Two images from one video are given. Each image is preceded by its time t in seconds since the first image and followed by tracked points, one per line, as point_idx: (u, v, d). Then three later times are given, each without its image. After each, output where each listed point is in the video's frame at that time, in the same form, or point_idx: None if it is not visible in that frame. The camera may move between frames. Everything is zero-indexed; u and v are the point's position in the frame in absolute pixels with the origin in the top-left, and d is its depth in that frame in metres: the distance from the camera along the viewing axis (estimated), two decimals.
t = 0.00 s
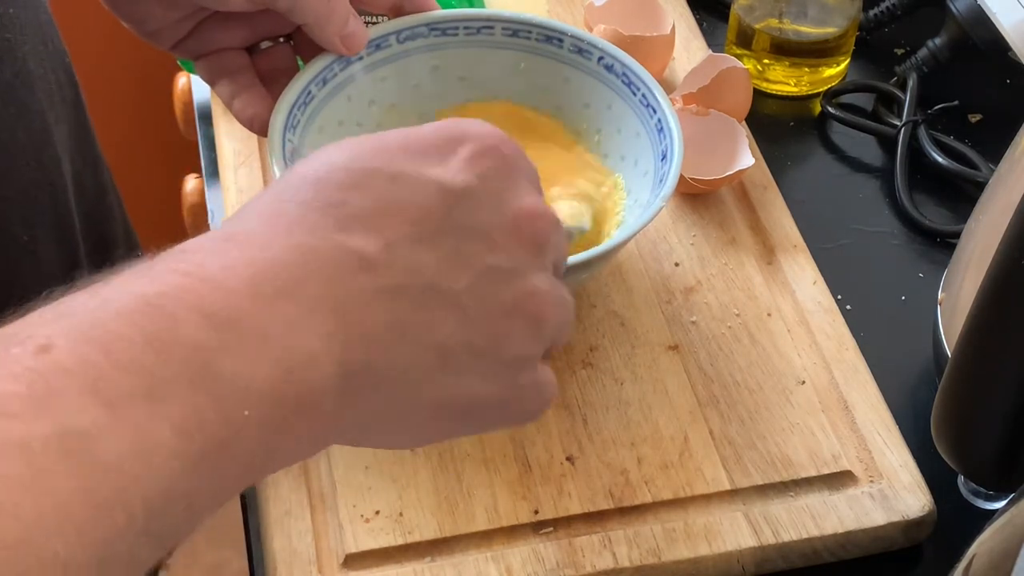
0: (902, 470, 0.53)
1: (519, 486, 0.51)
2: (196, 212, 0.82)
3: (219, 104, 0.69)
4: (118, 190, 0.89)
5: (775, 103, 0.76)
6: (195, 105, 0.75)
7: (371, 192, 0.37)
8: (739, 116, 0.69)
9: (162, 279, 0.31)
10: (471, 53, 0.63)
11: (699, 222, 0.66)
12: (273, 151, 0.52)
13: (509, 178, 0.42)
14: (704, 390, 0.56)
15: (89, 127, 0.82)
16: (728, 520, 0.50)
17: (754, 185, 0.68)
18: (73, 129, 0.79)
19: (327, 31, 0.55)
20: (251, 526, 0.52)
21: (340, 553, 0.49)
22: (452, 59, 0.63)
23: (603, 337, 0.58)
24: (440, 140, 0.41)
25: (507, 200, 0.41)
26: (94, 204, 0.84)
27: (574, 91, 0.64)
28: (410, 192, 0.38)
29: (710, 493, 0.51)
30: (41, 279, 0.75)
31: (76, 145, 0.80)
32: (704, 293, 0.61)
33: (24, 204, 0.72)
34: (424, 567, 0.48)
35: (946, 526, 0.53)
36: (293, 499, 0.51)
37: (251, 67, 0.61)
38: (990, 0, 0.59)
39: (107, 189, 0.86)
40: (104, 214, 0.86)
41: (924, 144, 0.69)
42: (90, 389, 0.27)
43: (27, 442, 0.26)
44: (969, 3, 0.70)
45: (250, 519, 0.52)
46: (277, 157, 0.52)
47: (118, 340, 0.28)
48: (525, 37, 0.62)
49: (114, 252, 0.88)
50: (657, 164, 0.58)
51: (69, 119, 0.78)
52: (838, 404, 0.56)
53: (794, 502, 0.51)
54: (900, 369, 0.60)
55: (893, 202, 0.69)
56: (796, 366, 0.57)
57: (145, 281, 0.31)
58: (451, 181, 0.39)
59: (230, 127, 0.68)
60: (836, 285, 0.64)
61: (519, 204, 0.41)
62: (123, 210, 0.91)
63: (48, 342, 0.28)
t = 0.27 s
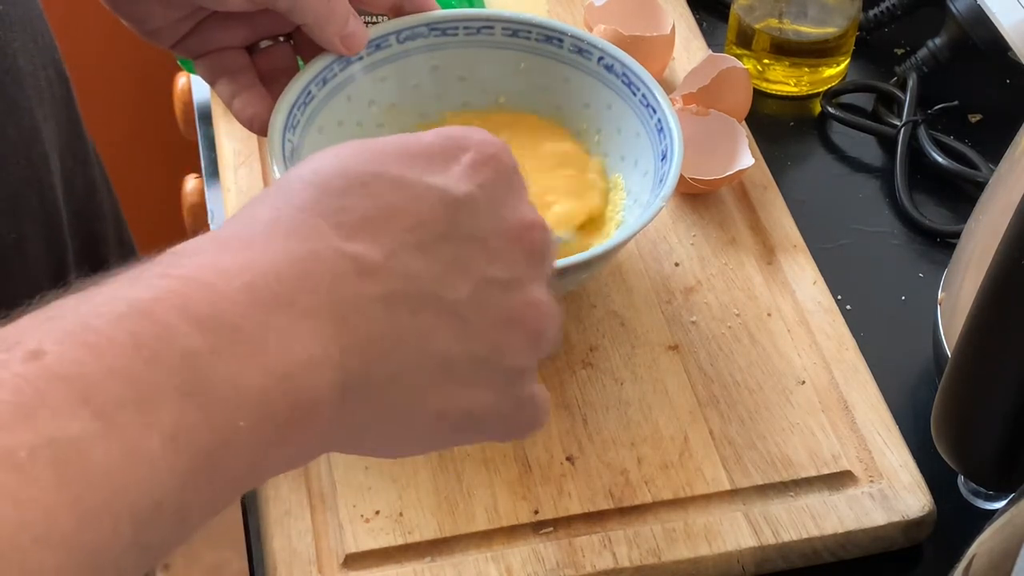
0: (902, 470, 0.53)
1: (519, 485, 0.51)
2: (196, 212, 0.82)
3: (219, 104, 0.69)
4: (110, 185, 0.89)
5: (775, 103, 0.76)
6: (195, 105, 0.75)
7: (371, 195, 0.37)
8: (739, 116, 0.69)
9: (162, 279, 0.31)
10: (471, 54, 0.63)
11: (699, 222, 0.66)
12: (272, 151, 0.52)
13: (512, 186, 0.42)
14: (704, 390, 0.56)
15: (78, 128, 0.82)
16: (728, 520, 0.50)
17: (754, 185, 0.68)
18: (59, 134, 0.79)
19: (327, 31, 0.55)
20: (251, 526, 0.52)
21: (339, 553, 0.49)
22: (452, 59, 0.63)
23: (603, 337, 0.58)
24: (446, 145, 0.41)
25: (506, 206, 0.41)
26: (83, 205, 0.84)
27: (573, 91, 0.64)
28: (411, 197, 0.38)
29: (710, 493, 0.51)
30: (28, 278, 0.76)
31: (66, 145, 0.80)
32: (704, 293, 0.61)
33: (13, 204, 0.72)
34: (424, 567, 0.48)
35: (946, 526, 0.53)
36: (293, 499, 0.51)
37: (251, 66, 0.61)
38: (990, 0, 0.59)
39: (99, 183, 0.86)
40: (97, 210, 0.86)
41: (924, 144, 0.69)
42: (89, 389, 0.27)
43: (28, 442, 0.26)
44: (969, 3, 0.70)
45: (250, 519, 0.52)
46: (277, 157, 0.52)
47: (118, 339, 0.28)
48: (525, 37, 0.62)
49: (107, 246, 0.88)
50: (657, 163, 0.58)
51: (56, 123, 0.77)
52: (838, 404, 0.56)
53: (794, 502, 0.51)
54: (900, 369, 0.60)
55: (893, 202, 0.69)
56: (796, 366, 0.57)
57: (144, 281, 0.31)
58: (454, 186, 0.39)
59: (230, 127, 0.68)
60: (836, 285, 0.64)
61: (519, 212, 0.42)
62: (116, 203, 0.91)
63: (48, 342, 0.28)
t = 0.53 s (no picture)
0: (902, 470, 0.53)
1: (519, 486, 0.51)
2: (196, 212, 0.82)
3: (219, 104, 0.69)
4: (106, 185, 0.89)
5: (775, 103, 0.76)
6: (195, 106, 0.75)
7: (371, 194, 0.37)
8: (739, 116, 0.69)
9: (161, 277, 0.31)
10: (471, 54, 0.63)
11: (699, 222, 0.66)
12: (273, 152, 0.52)
13: (512, 196, 0.42)
14: (704, 390, 0.56)
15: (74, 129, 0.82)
16: (729, 520, 0.50)
17: (754, 185, 0.68)
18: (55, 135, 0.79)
19: (327, 30, 0.55)
20: (251, 527, 0.52)
21: (340, 553, 0.49)
22: (452, 59, 0.63)
23: (603, 337, 0.58)
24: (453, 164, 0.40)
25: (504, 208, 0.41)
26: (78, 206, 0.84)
27: (573, 91, 0.64)
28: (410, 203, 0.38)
29: (710, 493, 0.51)
30: (22, 280, 0.76)
31: (61, 146, 0.80)
32: (704, 293, 0.61)
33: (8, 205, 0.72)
34: (424, 567, 0.48)
35: (946, 526, 0.53)
36: (293, 500, 0.51)
37: (250, 66, 0.61)
38: None
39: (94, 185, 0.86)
40: (92, 211, 0.86)
41: (924, 144, 0.69)
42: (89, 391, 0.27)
43: (28, 444, 0.26)
44: (969, 3, 0.70)
45: (250, 518, 0.52)
46: (277, 157, 0.52)
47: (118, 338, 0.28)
48: (525, 37, 0.62)
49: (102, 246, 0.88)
50: (657, 164, 0.58)
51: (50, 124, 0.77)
52: (838, 404, 0.56)
53: (794, 502, 0.51)
54: (900, 369, 0.60)
55: (893, 202, 0.69)
56: (796, 366, 0.57)
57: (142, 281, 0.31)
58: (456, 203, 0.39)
59: (230, 127, 0.68)
60: (836, 285, 0.64)
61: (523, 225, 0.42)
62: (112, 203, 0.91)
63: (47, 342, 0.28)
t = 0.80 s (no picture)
0: (902, 470, 0.53)
1: (519, 486, 0.51)
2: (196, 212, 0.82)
3: (220, 104, 0.69)
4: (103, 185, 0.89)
5: (775, 103, 0.76)
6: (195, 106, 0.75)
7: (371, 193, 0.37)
8: (739, 115, 0.69)
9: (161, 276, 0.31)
10: (471, 54, 0.63)
11: (699, 222, 0.66)
12: (273, 152, 0.52)
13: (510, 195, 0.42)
14: (704, 390, 0.56)
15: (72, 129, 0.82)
16: (728, 520, 0.50)
17: (754, 185, 0.68)
18: (54, 135, 0.79)
19: (328, 30, 0.55)
20: (251, 527, 0.52)
21: (339, 553, 0.49)
22: (452, 59, 0.63)
23: (603, 337, 0.58)
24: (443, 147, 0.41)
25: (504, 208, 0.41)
26: (76, 206, 0.84)
27: (573, 91, 0.64)
28: (410, 202, 0.38)
29: (710, 493, 0.51)
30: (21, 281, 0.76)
31: (60, 146, 0.80)
32: (704, 293, 0.61)
33: (6, 204, 0.72)
34: (424, 567, 0.48)
35: (946, 526, 0.53)
36: (293, 499, 0.51)
37: (250, 67, 0.61)
38: None
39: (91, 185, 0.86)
40: (89, 210, 0.86)
41: (924, 144, 0.69)
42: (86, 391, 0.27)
43: (24, 444, 0.26)
44: (969, 3, 0.70)
45: (250, 518, 0.52)
46: (277, 157, 0.52)
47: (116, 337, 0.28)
48: (525, 37, 0.62)
49: (98, 246, 0.88)
50: (657, 163, 0.58)
51: (49, 124, 0.77)
52: (839, 404, 0.56)
53: (794, 502, 0.51)
54: (900, 369, 0.60)
55: (893, 203, 0.69)
56: (796, 366, 0.57)
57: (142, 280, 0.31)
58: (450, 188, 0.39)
59: (230, 127, 0.68)
60: (836, 284, 0.64)
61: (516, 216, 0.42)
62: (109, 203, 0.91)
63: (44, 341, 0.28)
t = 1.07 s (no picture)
0: (902, 470, 0.53)
1: (519, 486, 0.51)
2: (196, 212, 0.82)
3: (219, 104, 0.69)
4: (100, 187, 0.90)
5: (775, 103, 0.76)
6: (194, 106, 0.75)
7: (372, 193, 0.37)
8: (739, 116, 0.69)
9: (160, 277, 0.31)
10: (471, 54, 0.63)
11: (699, 222, 0.66)
12: (273, 152, 0.52)
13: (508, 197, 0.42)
14: (704, 390, 0.56)
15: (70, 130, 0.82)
16: (729, 520, 0.50)
17: (753, 186, 0.68)
18: (52, 136, 0.78)
19: (328, 30, 0.55)
20: (251, 527, 0.52)
21: (340, 553, 0.49)
22: (452, 60, 0.63)
23: (603, 337, 0.58)
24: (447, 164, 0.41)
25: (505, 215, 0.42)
26: (74, 207, 0.84)
27: (573, 91, 0.64)
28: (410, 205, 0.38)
29: (710, 493, 0.51)
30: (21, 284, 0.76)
31: (59, 147, 0.80)
32: (704, 293, 0.61)
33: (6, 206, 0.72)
34: (424, 567, 0.48)
35: (946, 526, 0.53)
36: (293, 499, 0.51)
37: (251, 67, 0.61)
38: None
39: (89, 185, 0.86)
40: (87, 211, 0.86)
41: (924, 144, 0.69)
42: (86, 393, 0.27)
43: (24, 446, 0.26)
44: (969, 3, 0.70)
45: (250, 519, 0.52)
46: (277, 157, 0.51)
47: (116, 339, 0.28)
48: (525, 37, 0.62)
49: (97, 247, 0.88)
50: (657, 163, 0.58)
51: (48, 125, 0.77)
52: (838, 404, 0.56)
53: (794, 502, 0.51)
54: (900, 369, 0.60)
55: (893, 203, 0.69)
56: (796, 366, 0.57)
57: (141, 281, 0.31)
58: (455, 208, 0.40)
59: (230, 127, 0.68)
60: (836, 285, 0.64)
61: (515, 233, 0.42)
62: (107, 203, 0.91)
63: (44, 342, 0.28)
